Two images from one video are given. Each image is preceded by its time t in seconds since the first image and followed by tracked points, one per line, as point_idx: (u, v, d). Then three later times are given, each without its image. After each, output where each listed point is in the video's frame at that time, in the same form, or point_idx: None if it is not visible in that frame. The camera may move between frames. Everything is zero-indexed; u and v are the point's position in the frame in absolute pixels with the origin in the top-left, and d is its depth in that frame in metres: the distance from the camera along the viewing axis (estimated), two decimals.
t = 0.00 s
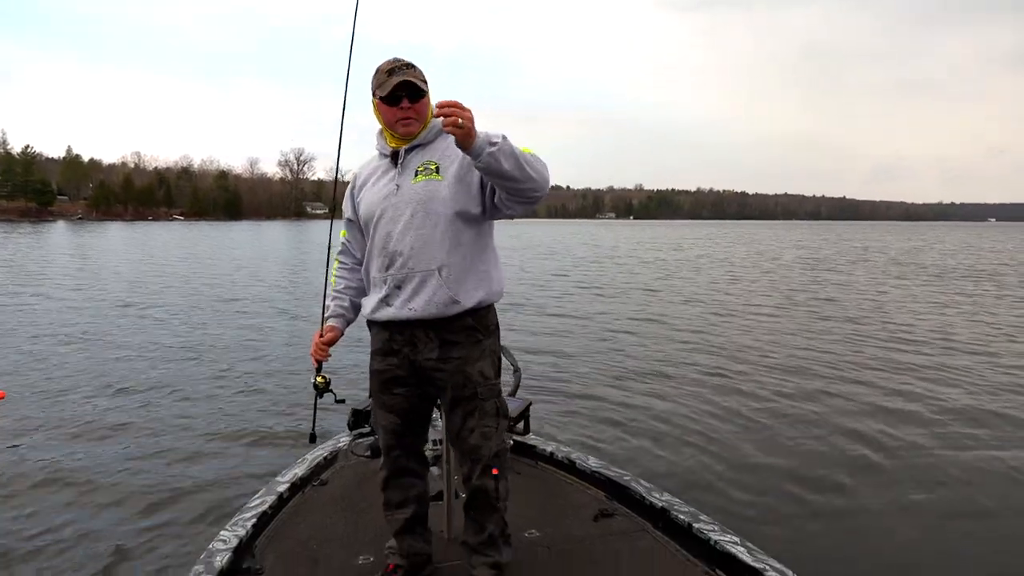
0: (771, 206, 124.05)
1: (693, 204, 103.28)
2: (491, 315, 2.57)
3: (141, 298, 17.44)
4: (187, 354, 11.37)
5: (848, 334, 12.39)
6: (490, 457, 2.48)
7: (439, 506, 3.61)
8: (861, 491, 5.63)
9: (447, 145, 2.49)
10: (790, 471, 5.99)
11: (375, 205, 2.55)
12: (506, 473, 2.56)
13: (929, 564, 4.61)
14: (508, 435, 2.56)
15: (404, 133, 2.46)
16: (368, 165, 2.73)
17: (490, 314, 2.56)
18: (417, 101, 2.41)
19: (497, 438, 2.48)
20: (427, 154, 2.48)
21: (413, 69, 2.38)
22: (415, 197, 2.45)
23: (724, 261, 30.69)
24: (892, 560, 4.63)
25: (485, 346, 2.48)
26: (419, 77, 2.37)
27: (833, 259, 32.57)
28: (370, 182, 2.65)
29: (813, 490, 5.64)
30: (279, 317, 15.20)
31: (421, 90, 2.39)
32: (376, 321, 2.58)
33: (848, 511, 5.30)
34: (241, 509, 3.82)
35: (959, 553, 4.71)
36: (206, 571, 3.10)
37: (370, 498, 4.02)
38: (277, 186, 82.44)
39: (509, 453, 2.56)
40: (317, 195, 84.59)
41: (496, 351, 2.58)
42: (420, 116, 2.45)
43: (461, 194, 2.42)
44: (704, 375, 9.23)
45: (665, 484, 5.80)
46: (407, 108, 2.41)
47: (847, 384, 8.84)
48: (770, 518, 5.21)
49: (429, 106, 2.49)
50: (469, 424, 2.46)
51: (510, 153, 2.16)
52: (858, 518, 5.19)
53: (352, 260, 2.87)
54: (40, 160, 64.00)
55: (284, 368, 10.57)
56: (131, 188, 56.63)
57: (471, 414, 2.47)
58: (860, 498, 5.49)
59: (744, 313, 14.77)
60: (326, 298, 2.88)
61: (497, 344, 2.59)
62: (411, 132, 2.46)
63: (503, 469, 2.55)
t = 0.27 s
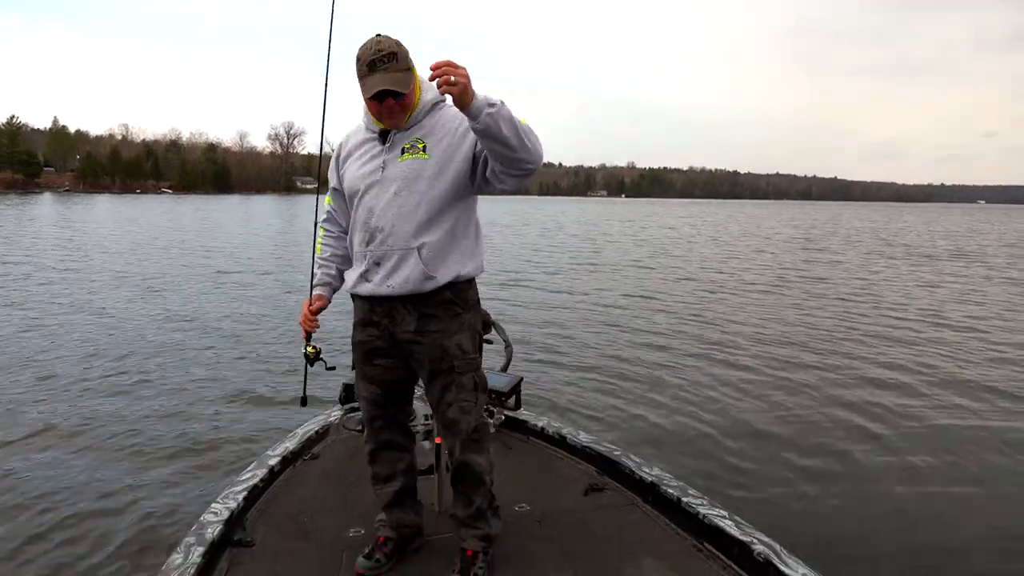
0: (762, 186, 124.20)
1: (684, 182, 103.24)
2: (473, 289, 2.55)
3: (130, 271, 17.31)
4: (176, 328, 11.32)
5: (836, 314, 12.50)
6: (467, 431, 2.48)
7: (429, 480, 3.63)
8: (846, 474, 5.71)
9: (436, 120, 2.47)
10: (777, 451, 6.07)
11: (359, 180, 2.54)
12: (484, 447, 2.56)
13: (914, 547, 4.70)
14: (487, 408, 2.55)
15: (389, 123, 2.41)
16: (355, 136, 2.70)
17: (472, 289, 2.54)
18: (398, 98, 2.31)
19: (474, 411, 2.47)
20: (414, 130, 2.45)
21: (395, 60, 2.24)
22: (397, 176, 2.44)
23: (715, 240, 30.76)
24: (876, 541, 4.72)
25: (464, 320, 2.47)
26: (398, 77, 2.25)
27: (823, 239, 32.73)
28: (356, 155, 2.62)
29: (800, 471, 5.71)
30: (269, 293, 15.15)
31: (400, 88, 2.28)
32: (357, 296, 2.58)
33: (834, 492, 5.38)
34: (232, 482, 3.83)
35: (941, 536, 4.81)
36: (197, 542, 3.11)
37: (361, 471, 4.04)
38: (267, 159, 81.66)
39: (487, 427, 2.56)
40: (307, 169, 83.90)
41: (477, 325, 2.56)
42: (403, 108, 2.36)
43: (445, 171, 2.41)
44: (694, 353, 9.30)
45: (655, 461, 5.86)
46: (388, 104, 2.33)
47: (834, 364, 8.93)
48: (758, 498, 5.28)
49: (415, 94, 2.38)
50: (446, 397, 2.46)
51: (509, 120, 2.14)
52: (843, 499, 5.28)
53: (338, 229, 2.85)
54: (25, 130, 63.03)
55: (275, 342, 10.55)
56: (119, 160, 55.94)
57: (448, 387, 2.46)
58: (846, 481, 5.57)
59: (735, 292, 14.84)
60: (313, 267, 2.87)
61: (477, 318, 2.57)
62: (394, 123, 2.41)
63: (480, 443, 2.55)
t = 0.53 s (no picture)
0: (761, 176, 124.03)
1: (683, 172, 103.05)
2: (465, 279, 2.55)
3: (129, 260, 17.28)
4: (176, 317, 11.32)
5: (835, 304, 12.51)
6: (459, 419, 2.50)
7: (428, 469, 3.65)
8: (845, 459, 5.73)
9: (435, 110, 2.45)
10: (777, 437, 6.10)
11: (353, 170, 2.53)
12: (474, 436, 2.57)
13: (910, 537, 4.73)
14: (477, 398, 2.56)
15: (387, 117, 2.39)
16: (350, 121, 2.68)
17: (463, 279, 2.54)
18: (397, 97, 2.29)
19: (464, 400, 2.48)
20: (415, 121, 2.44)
21: (394, 58, 2.22)
22: (396, 167, 2.43)
23: (714, 229, 30.73)
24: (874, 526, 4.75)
25: (455, 310, 2.48)
26: (397, 76, 2.23)
27: (822, 229, 32.71)
28: (350, 143, 2.61)
29: (799, 457, 5.73)
30: (269, 282, 15.13)
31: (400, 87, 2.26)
32: (348, 285, 2.58)
33: (833, 478, 5.39)
34: (233, 471, 3.83)
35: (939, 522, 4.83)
36: (198, 529, 3.11)
37: (362, 460, 4.05)
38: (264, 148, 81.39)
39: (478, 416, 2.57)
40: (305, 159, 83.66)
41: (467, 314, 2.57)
42: (401, 105, 2.35)
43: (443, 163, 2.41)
44: (694, 342, 9.30)
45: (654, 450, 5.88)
46: (386, 102, 2.32)
47: (834, 353, 8.94)
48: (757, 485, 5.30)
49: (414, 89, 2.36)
50: (437, 385, 2.47)
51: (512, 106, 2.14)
52: (842, 484, 5.30)
53: (329, 209, 2.84)
54: (22, 118, 62.74)
55: (275, 332, 10.55)
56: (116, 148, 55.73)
57: (437, 376, 2.47)
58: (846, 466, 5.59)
59: (734, 283, 14.84)
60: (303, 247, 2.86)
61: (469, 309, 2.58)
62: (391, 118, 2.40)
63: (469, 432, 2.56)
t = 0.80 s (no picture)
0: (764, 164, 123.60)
1: (686, 160, 102.73)
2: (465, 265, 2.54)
3: (133, 248, 17.32)
4: (180, 305, 11.35)
5: (839, 293, 12.50)
6: (445, 404, 2.49)
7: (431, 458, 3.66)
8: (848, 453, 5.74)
9: (435, 95, 2.43)
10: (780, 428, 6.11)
11: (355, 158, 2.53)
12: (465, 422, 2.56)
13: (912, 523, 4.76)
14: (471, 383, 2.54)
15: (387, 104, 2.37)
16: (350, 108, 2.67)
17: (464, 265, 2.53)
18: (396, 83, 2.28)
19: (454, 383, 2.47)
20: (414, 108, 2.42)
21: (393, 45, 2.20)
22: (397, 154, 2.43)
23: (718, 218, 30.67)
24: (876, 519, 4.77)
25: (452, 293, 2.46)
26: (396, 62, 2.21)
27: (826, 217, 32.62)
28: (351, 130, 2.60)
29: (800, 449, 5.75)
30: (272, 270, 15.16)
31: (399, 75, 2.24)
32: (352, 271, 2.59)
33: (835, 471, 5.41)
34: (238, 456, 3.85)
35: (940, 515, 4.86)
36: (203, 514, 3.13)
37: (367, 447, 4.06)
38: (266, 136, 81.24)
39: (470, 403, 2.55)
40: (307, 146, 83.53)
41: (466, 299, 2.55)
42: (401, 92, 2.33)
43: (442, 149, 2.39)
44: (698, 331, 9.31)
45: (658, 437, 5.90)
46: (386, 88, 2.30)
47: (838, 342, 8.95)
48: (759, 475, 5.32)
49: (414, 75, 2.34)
50: (425, 368, 2.47)
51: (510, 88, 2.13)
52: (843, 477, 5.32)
53: (332, 195, 2.83)
54: (24, 105, 62.67)
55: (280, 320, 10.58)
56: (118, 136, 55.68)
57: (430, 358, 2.46)
58: (846, 459, 5.61)
59: (737, 271, 14.82)
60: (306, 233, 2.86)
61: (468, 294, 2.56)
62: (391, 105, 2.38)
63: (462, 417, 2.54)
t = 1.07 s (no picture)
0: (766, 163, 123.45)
1: (688, 159, 102.65)
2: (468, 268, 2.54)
3: (137, 248, 17.37)
4: (184, 305, 11.39)
5: (842, 291, 12.49)
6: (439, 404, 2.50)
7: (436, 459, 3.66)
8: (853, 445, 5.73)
9: (442, 99, 2.43)
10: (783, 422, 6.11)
11: (362, 159, 2.54)
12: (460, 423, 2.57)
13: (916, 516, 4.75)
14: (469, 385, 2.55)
15: (395, 109, 2.38)
16: (360, 108, 2.67)
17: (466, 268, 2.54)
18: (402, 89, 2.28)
19: (451, 385, 2.49)
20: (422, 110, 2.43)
21: (399, 51, 2.20)
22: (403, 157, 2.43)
23: (721, 217, 30.64)
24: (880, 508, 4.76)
25: (454, 295, 2.47)
26: (400, 68, 2.22)
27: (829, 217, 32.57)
28: (359, 130, 2.61)
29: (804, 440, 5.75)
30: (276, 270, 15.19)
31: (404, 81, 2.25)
32: (358, 271, 2.60)
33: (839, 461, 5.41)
34: (243, 456, 3.86)
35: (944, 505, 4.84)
36: (209, 514, 3.14)
37: (371, 447, 4.07)
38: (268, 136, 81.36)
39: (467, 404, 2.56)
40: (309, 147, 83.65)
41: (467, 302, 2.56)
42: (409, 98, 2.34)
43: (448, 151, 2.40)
44: (701, 329, 9.31)
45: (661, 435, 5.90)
46: (393, 94, 2.31)
47: (841, 340, 8.94)
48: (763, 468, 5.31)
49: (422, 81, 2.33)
50: (421, 367, 2.48)
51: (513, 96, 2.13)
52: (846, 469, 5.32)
53: (341, 195, 2.83)
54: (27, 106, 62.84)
55: (283, 320, 10.61)
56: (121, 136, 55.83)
57: (429, 358, 2.48)
58: (851, 451, 5.59)
59: (740, 270, 14.82)
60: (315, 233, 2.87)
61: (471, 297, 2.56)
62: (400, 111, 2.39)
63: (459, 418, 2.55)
